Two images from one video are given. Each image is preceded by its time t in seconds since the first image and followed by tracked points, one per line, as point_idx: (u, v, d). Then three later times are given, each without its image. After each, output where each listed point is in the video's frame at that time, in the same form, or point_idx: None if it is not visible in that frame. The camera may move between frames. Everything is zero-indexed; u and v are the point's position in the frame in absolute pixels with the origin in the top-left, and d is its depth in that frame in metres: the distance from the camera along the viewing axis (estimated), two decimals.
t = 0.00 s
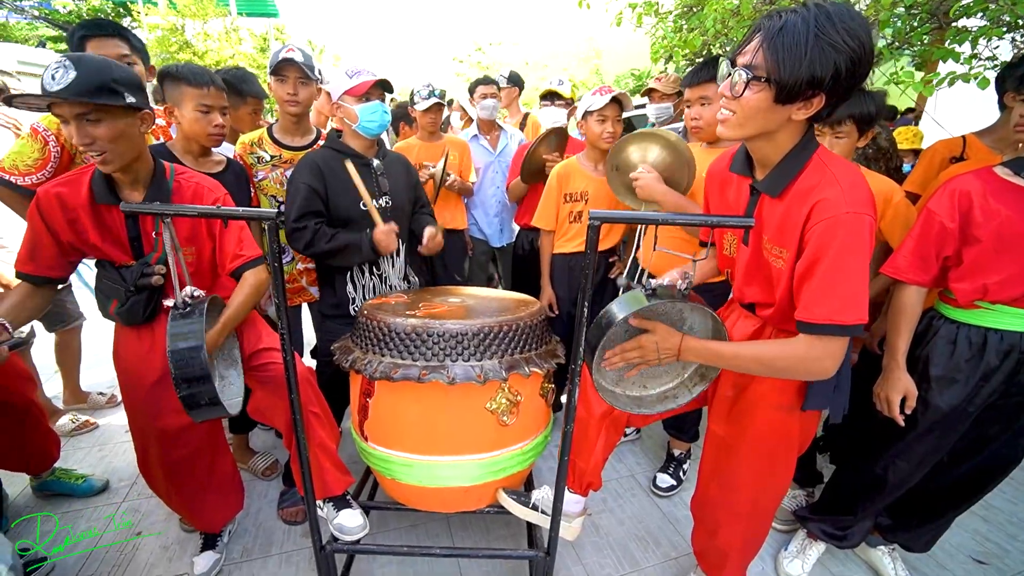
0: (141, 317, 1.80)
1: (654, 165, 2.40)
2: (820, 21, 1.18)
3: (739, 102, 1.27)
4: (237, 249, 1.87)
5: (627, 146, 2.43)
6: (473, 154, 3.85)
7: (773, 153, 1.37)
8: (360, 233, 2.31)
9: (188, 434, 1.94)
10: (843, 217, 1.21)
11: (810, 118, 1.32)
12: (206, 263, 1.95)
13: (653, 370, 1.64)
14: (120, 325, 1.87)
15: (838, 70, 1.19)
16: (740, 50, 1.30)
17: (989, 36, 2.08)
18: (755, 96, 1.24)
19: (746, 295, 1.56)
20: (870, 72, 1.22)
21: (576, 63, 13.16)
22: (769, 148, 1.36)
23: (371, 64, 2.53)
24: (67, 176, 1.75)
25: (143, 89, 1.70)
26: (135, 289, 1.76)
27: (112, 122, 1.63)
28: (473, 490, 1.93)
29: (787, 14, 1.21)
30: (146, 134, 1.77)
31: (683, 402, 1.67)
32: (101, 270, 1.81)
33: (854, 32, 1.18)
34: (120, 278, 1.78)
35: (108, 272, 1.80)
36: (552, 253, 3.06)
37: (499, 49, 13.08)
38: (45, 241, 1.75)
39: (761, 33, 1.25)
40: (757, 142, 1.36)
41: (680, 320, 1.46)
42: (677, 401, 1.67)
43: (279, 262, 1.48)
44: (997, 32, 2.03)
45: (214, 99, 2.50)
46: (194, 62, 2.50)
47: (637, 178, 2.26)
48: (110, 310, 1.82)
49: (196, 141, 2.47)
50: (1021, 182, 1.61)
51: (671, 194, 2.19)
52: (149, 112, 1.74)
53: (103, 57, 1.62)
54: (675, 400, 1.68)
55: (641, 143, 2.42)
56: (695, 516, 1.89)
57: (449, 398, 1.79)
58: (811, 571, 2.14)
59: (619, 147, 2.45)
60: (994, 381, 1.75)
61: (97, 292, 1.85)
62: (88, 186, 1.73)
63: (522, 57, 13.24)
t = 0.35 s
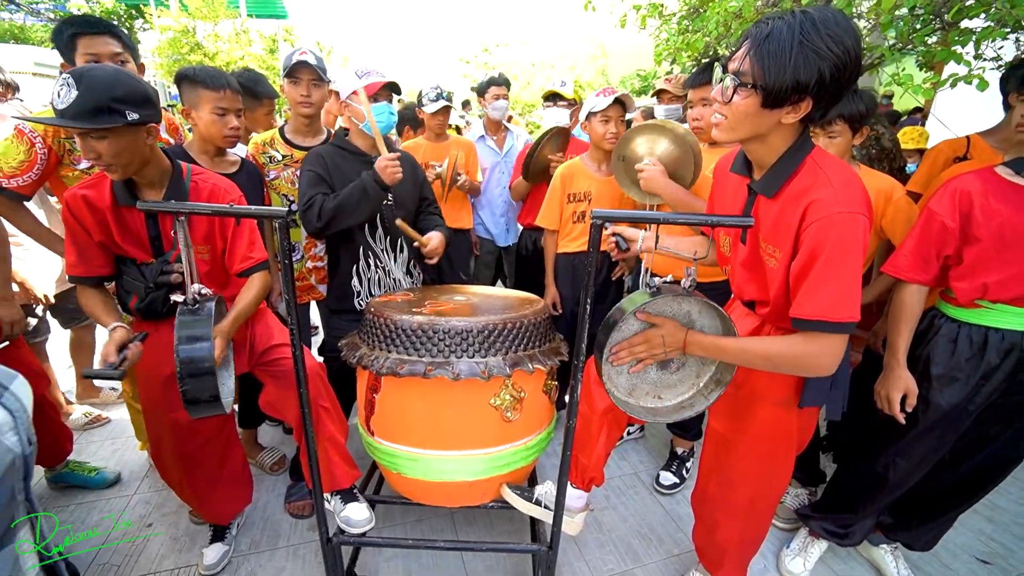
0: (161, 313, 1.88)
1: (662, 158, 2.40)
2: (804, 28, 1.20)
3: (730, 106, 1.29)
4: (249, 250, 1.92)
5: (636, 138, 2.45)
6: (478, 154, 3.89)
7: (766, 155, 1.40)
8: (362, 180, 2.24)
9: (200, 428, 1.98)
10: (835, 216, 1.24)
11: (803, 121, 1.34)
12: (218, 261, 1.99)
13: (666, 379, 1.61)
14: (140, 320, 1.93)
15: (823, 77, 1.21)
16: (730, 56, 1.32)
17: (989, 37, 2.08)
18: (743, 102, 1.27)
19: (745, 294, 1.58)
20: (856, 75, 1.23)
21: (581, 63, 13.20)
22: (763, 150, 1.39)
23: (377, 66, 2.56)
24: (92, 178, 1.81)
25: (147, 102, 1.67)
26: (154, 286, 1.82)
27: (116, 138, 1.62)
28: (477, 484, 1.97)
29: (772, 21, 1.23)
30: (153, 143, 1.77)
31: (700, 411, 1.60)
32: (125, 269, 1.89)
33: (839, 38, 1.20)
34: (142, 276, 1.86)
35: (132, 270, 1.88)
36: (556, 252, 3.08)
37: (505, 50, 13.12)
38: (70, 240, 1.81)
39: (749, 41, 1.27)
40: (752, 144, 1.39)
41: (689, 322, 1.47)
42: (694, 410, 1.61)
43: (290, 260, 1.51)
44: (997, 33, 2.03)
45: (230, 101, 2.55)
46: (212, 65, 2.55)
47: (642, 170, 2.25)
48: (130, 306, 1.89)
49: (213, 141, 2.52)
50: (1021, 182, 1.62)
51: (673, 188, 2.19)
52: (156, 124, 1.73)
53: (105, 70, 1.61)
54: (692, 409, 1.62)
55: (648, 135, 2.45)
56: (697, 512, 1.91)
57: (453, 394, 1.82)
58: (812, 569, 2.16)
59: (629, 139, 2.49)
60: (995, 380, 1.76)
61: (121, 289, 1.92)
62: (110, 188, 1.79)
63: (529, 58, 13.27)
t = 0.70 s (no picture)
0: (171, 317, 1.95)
1: (655, 164, 2.49)
2: (771, 46, 1.29)
3: (708, 119, 1.37)
4: (258, 257, 2.01)
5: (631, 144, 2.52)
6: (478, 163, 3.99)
7: (745, 162, 1.48)
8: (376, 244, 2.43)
9: (209, 428, 2.05)
10: (808, 218, 1.31)
11: (777, 130, 1.41)
12: (228, 268, 2.08)
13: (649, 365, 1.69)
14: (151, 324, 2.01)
15: (790, 89, 1.29)
16: (705, 71, 1.41)
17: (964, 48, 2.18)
18: (720, 114, 1.35)
19: (731, 295, 1.66)
20: (822, 88, 1.32)
21: (580, 73, 13.40)
22: (742, 158, 1.47)
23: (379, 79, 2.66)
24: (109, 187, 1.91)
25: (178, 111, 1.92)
26: (161, 293, 1.90)
27: (159, 133, 1.83)
28: (476, 482, 2.03)
29: (741, 39, 1.32)
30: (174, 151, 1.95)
31: (673, 393, 1.76)
32: (135, 276, 1.96)
33: (804, 54, 1.29)
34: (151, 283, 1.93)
35: (141, 277, 1.95)
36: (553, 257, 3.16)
37: (504, 60, 13.32)
38: (80, 247, 1.90)
39: (721, 58, 1.36)
40: (731, 153, 1.47)
41: (670, 317, 1.54)
42: (668, 393, 1.76)
43: (296, 264, 1.59)
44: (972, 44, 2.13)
45: (236, 114, 2.64)
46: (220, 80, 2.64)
47: (636, 176, 2.36)
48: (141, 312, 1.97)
49: (221, 152, 2.62)
50: (997, 187, 1.68)
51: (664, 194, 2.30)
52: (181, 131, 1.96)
53: (155, 86, 1.85)
54: (667, 392, 1.76)
55: (644, 141, 2.52)
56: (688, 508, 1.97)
57: (453, 393, 1.89)
58: (804, 565, 2.21)
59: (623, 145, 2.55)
60: (973, 377, 1.82)
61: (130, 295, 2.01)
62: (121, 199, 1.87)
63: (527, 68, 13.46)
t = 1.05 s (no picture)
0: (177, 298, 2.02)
1: (638, 162, 2.59)
2: (734, 53, 1.38)
3: (682, 124, 1.46)
4: (255, 241, 2.12)
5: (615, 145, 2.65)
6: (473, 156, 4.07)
7: (718, 162, 1.58)
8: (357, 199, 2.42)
9: (208, 406, 2.13)
10: (774, 213, 1.41)
11: (747, 130, 1.50)
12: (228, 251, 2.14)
13: (633, 362, 1.79)
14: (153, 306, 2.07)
15: (755, 93, 1.38)
16: (676, 79, 1.50)
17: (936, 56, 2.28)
18: (693, 119, 1.44)
19: (705, 286, 1.75)
20: (785, 91, 1.41)
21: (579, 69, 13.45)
22: (716, 158, 1.57)
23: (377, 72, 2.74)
24: (119, 170, 1.98)
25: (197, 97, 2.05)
26: (170, 273, 1.97)
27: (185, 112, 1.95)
28: (463, 460, 2.12)
29: (708, 48, 1.42)
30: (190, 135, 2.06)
31: (661, 390, 1.80)
32: (140, 258, 2.03)
33: (766, 61, 1.38)
34: (157, 264, 1.99)
35: (146, 259, 2.02)
36: (544, 250, 3.25)
37: (503, 55, 13.37)
38: (86, 227, 1.96)
39: (690, 65, 1.45)
40: (706, 153, 1.57)
41: (654, 309, 1.63)
42: (656, 389, 1.80)
43: (293, 248, 1.67)
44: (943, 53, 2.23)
45: (236, 104, 2.70)
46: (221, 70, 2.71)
47: (620, 176, 2.42)
48: (145, 293, 2.02)
49: (221, 140, 2.69)
50: (957, 188, 1.77)
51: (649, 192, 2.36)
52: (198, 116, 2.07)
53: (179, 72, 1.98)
54: (654, 389, 1.81)
55: (624, 143, 2.65)
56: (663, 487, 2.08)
57: (441, 374, 1.98)
58: (775, 546, 2.32)
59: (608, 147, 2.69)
60: (933, 367, 1.93)
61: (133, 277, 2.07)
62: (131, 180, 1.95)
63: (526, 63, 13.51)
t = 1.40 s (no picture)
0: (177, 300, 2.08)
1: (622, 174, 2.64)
2: (703, 58, 1.44)
3: (657, 127, 1.53)
4: (251, 242, 2.15)
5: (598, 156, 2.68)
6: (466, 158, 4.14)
7: (694, 161, 1.65)
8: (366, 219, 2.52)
9: (210, 407, 2.19)
10: (741, 209, 1.47)
11: (720, 130, 1.57)
12: (225, 252, 2.22)
13: (611, 340, 1.89)
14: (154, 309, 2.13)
15: (724, 96, 1.45)
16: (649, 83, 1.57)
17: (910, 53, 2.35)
18: (667, 122, 1.50)
19: (689, 279, 1.83)
20: (752, 93, 1.48)
21: (574, 69, 13.52)
22: (691, 157, 1.64)
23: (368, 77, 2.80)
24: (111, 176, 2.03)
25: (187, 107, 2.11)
26: (169, 277, 2.03)
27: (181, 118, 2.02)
28: (458, 454, 2.18)
29: (677, 54, 1.48)
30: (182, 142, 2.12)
31: (635, 366, 1.93)
32: (137, 263, 2.08)
33: (733, 64, 1.45)
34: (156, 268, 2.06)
35: (143, 263, 2.08)
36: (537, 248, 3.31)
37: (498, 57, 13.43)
38: (84, 234, 2.02)
39: (661, 70, 1.51)
40: (682, 153, 1.64)
41: (632, 295, 1.70)
42: (631, 366, 1.93)
43: (289, 251, 1.72)
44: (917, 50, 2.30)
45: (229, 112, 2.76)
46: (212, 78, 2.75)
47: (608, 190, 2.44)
48: (145, 297, 2.08)
49: (214, 147, 2.75)
50: (927, 181, 1.84)
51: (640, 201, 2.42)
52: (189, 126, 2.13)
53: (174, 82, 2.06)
54: (629, 365, 1.93)
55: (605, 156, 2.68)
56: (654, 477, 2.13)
57: (435, 370, 2.04)
58: (765, 534, 2.37)
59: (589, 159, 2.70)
60: (911, 355, 1.99)
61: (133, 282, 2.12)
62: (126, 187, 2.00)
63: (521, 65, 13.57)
